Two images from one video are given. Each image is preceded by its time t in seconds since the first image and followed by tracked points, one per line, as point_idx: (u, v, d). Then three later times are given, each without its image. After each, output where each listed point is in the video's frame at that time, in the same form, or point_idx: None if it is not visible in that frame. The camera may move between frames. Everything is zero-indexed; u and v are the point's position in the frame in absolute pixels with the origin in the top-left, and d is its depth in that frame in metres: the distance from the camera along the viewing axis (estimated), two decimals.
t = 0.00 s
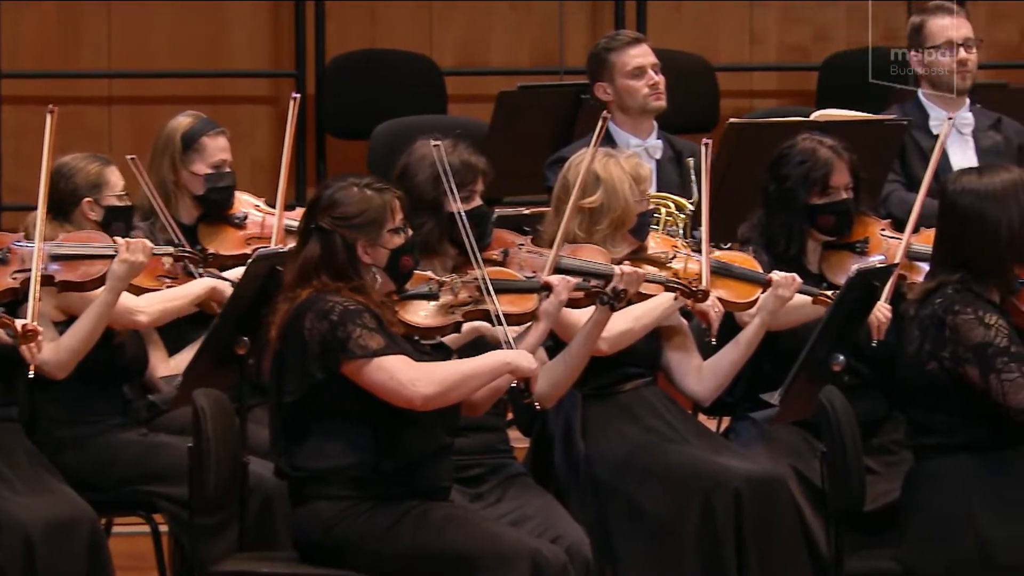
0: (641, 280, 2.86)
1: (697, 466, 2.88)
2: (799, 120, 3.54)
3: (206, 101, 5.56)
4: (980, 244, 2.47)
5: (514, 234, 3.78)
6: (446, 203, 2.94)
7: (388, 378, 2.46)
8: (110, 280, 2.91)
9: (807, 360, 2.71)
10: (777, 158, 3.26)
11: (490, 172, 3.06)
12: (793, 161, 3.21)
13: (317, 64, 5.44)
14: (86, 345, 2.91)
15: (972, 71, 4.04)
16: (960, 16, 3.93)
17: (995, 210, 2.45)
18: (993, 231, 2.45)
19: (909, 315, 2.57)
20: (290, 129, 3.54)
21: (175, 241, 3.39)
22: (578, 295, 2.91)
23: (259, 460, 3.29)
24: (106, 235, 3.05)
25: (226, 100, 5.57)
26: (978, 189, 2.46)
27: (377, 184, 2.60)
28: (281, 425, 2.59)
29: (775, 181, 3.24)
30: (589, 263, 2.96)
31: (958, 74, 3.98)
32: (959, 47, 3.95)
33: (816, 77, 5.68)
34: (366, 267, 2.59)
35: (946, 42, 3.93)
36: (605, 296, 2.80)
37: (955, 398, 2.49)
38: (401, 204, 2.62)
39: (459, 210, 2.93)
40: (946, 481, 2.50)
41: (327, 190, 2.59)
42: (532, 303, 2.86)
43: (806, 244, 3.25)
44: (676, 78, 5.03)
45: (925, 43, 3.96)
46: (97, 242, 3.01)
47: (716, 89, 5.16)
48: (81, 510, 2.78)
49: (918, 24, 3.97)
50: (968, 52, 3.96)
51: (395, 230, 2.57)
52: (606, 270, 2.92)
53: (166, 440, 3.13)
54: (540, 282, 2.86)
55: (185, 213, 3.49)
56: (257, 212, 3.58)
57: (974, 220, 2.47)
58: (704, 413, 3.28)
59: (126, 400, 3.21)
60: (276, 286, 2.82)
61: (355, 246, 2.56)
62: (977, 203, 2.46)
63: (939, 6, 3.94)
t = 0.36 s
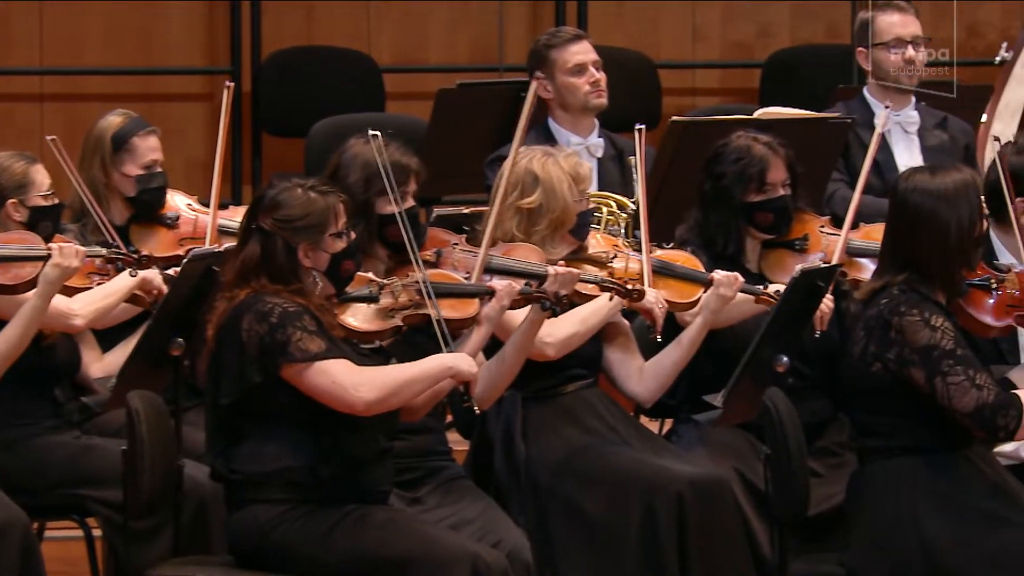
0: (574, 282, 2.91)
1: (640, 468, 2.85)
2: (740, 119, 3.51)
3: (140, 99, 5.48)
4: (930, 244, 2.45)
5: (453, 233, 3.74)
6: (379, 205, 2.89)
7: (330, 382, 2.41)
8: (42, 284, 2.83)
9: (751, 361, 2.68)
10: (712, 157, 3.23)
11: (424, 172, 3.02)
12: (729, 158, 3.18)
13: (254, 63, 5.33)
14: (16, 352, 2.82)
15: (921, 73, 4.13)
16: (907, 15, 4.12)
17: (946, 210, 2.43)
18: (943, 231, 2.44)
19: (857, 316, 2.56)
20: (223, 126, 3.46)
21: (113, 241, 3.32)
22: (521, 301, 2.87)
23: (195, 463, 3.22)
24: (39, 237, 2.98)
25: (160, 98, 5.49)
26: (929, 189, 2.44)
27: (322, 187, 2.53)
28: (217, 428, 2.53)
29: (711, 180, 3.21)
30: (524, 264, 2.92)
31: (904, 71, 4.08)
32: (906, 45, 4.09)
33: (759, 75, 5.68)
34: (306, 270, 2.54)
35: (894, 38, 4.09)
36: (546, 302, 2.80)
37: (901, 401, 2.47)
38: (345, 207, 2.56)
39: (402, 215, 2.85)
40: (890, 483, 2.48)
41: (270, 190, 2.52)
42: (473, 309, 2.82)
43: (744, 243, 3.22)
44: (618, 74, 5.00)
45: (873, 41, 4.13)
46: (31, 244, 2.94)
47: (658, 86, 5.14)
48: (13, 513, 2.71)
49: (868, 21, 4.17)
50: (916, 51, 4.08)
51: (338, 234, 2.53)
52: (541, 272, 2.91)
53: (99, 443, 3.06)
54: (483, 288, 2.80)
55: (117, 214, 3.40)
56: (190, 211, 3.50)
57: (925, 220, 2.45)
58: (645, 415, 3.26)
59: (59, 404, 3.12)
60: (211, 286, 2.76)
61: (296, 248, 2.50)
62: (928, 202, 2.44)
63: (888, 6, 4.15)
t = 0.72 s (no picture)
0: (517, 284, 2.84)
1: (588, 472, 2.82)
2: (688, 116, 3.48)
3: (77, 96, 5.38)
4: (883, 244, 2.43)
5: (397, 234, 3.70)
6: (322, 206, 2.84)
7: (269, 386, 2.36)
8: None
9: (700, 362, 2.66)
10: (655, 156, 3.20)
11: (367, 171, 2.97)
12: (672, 158, 3.16)
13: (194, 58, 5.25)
14: None
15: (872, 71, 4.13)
16: (859, 13, 4.12)
17: (901, 210, 2.42)
18: (898, 231, 2.42)
19: (809, 315, 2.55)
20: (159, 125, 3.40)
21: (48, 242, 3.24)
22: (463, 307, 2.79)
23: (133, 466, 3.15)
24: None
25: (98, 95, 5.40)
26: (886, 188, 2.43)
27: (265, 186, 2.47)
28: (156, 430, 2.47)
29: (654, 180, 3.19)
30: (466, 266, 2.89)
31: (855, 69, 4.07)
32: (858, 42, 4.09)
33: (705, 72, 5.68)
34: (249, 270, 2.48)
35: (845, 35, 4.09)
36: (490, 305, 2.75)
37: (851, 404, 2.45)
38: (289, 207, 2.50)
39: (346, 218, 2.82)
40: (839, 485, 2.47)
41: (212, 190, 2.45)
42: (416, 313, 2.75)
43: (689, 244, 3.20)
44: (563, 72, 4.97)
45: (824, 37, 4.13)
46: None
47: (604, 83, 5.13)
48: None
49: (819, 18, 4.16)
50: (867, 48, 4.08)
51: (282, 234, 2.47)
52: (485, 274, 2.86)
53: (34, 447, 2.99)
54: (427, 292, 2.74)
55: (50, 215, 3.31)
56: (126, 210, 3.44)
57: (880, 219, 2.43)
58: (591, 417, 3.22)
59: None
60: (150, 286, 2.69)
61: (238, 249, 2.44)
62: (884, 201, 2.43)
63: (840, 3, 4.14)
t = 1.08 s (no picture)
0: (466, 289, 2.78)
1: (539, 475, 2.78)
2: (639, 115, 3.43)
3: (17, 92, 5.28)
4: (845, 245, 2.42)
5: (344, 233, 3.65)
6: (267, 208, 2.78)
7: (214, 391, 2.31)
8: None
9: (653, 364, 2.63)
10: (605, 155, 3.17)
11: (314, 172, 2.94)
12: (622, 158, 3.14)
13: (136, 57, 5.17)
14: None
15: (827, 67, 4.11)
16: (814, 9, 4.13)
17: (865, 212, 2.40)
18: (860, 232, 2.40)
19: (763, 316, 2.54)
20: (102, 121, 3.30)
21: None
22: (412, 311, 2.74)
23: (76, 470, 3.08)
24: None
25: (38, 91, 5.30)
26: (850, 188, 2.41)
27: (218, 189, 2.43)
28: (98, 433, 2.41)
29: (604, 180, 3.16)
30: (414, 272, 2.85)
31: (809, 66, 4.06)
32: (813, 38, 4.08)
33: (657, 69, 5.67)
34: (196, 273, 2.42)
35: (800, 32, 4.08)
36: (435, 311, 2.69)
37: (804, 405, 2.43)
38: (241, 210, 2.45)
39: (294, 218, 2.74)
40: (793, 486, 2.45)
41: (163, 189, 2.42)
42: (365, 318, 2.72)
43: (638, 244, 3.18)
44: (515, 68, 4.95)
45: (778, 33, 4.11)
46: None
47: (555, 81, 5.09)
48: None
49: (774, 14, 4.17)
50: (822, 45, 4.07)
51: (231, 238, 2.41)
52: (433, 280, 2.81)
53: None
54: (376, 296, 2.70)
55: None
56: (66, 208, 3.36)
57: (843, 220, 2.41)
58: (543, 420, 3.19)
59: None
60: (93, 286, 2.64)
61: (186, 250, 2.39)
62: (848, 202, 2.41)
63: None
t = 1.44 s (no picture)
0: (431, 297, 2.79)
1: (491, 478, 2.74)
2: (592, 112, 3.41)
3: None
4: (805, 247, 2.39)
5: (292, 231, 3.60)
6: (213, 206, 2.73)
7: (159, 395, 2.25)
8: None
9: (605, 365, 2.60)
10: (555, 153, 3.14)
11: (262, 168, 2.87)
12: (572, 155, 3.10)
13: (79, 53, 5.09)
14: None
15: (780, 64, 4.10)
16: (768, 5, 4.11)
17: (827, 215, 2.38)
18: (821, 236, 2.38)
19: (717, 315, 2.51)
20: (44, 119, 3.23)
21: None
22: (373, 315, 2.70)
23: (16, 474, 3.00)
24: None
25: None
26: (812, 189, 2.39)
27: (164, 187, 2.38)
28: (38, 437, 2.35)
29: (554, 179, 3.13)
30: (366, 275, 2.82)
31: (763, 63, 4.04)
32: (767, 35, 4.06)
33: (608, 67, 5.65)
34: (141, 273, 2.37)
35: (753, 28, 4.06)
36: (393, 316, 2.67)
37: (759, 407, 2.41)
38: (186, 210, 2.40)
39: (242, 215, 2.69)
40: (748, 488, 2.42)
41: (107, 186, 2.36)
42: (312, 323, 2.68)
43: (589, 243, 3.15)
44: (464, 65, 4.91)
45: (733, 29, 4.09)
46: None
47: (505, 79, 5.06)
48: None
49: (727, 11, 4.15)
50: (776, 42, 4.06)
51: (177, 237, 2.36)
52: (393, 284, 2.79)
53: None
54: (342, 301, 2.67)
55: None
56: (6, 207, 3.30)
57: (804, 222, 2.39)
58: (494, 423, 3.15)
59: None
60: (33, 287, 2.57)
61: (132, 249, 2.34)
62: (809, 204, 2.39)
63: None
